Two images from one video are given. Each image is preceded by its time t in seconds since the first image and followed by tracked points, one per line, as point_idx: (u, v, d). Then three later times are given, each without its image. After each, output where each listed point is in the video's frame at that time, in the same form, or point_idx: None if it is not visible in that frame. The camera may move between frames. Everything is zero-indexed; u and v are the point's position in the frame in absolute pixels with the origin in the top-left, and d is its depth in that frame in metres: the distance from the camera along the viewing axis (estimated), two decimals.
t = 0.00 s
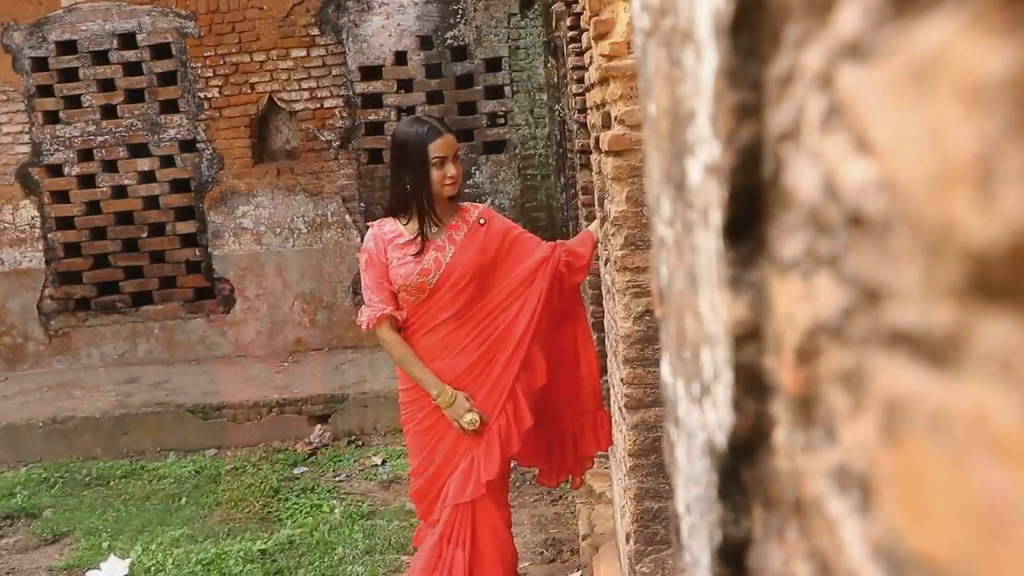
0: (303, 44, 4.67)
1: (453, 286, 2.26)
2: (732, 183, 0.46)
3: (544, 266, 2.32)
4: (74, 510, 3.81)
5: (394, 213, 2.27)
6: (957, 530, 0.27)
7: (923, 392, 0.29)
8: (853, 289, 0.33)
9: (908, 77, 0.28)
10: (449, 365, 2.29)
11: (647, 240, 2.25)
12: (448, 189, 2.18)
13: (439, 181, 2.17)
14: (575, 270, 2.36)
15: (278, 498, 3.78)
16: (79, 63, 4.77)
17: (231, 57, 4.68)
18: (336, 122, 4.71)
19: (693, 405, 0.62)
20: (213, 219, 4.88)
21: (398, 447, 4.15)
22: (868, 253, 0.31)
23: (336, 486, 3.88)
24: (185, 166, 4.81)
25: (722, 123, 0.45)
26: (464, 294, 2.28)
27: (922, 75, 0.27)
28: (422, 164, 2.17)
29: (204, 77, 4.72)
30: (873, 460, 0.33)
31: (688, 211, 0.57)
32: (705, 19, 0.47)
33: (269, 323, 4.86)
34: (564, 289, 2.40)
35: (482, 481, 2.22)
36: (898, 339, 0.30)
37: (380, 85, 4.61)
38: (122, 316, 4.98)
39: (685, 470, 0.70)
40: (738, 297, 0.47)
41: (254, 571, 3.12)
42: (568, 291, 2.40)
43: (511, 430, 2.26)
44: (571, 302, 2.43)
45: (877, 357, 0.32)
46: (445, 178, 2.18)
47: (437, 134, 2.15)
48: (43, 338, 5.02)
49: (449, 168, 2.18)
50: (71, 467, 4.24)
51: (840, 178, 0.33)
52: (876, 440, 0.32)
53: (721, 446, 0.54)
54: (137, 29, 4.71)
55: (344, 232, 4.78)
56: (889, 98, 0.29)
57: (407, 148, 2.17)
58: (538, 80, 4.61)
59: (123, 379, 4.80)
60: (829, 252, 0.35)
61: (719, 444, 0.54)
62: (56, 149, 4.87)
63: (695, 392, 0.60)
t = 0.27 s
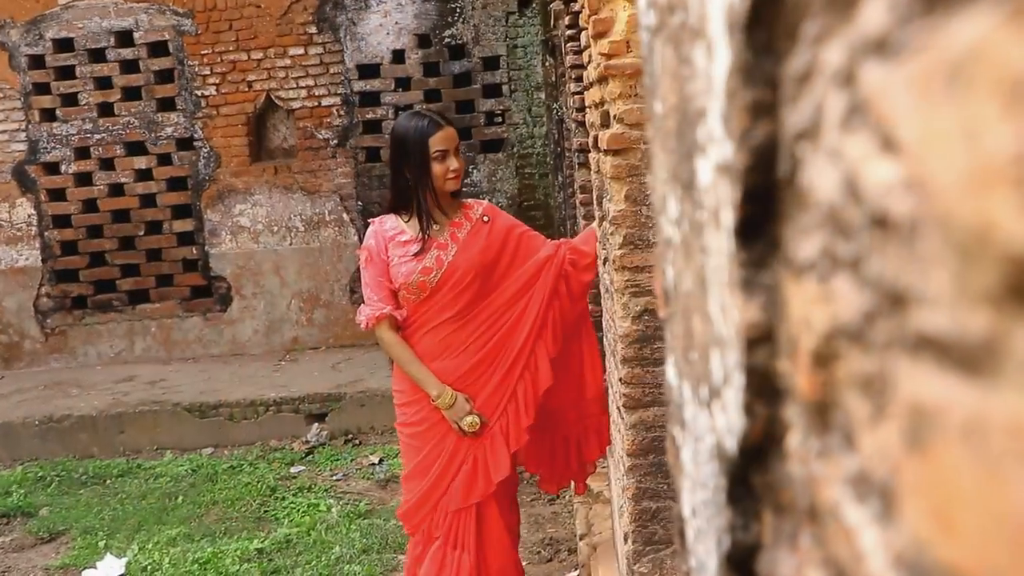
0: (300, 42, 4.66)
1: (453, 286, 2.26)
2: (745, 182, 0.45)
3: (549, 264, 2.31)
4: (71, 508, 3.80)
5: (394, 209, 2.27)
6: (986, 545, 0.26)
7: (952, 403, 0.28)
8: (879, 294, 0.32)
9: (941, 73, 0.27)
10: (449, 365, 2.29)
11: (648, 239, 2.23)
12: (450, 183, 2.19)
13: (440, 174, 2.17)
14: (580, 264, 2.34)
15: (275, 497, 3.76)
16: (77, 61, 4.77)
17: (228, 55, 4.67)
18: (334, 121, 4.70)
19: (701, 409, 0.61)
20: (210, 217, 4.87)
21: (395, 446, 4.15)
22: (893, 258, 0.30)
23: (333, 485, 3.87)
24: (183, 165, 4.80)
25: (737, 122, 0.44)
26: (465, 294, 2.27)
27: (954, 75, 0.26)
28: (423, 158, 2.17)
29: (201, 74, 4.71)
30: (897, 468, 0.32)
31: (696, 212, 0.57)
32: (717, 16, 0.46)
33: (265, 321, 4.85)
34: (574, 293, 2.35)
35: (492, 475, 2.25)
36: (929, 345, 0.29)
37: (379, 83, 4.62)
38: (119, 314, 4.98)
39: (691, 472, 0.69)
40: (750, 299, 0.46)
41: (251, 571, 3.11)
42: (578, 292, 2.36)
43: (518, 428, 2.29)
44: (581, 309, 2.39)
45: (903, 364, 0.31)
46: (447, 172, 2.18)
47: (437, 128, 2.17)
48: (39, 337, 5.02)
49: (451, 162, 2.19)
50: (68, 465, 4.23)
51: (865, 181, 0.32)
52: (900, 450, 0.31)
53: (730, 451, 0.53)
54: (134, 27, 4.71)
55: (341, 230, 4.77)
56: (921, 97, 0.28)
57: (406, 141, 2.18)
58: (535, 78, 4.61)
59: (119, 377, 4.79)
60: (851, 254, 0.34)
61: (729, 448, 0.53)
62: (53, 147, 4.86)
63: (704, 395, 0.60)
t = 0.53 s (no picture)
0: (297, 40, 4.65)
1: (454, 282, 2.25)
2: (757, 182, 0.44)
3: (552, 260, 2.32)
4: (67, 507, 3.78)
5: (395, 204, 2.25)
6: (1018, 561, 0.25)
7: (980, 412, 0.27)
8: (898, 299, 0.31)
9: (977, 69, 0.26)
10: (447, 363, 2.28)
11: (646, 238, 2.23)
12: (450, 177, 2.17)
13: (441, 168, 2.16)
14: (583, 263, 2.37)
15: (271, 496, 3.76)
16: (74, 59, 4.75)
17: (226, 53, 4.66)
18: (331, 119, 4.70)
19: (708, 413, 0.60)
20: (207, 216, 4.86)
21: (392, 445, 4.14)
22: (919, 260, 0.29)
23: (331, 484, 3.86)
24: (180, 163, 4.79)
25: (750, 121, 0.43)
26: (465, 291, 2.27)
27: (988, 72, 0.26)
28: (423, 151, 2.15)
29: (198, 72, 4.69)
30: (919, 475, 0.31)
31: (705, 213, 0.56)
32: (728, 13, 0.45)
33: (263, 320, 4.84)
34: (579, 289, 2.37)
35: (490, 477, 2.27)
36: (958, 349, 0.28)
37: (376, 82, 4.59)
38: (116, 313, 4.97)
39: (696, 476, 0.68)
40: (761, 302, 0.45)
41: (247, 570, 3.10)
42: (583, 290, 2.36)
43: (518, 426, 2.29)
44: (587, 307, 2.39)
45: (927, 370, 0.30)
46: (449, 166, 2.17)
47: (438, 121, 2.15)
48: (36, 335, 5.00)
49: (452, 155, 2.17)
50: (64, 464, 4.22)
51: (887, 185, 0.31)
52: (922, 458, 0.30)
53: (739, 456, 0.52)
54: (131, 24, 4.69)
55: (338, 229, 4.77)
56: (952, 95, 0.27)
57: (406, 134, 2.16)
58: (533, 77, 4.60)
59: (116, 375, 4.78)
60: (872, 256, 0.33)
61: (737, 453, 0.52)
62: (50, 144, 4.84)
63: (711, 399, 0.59)
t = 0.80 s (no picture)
0: (295, 38, 4.64)
1: (453, 281, 2.24)
2: (771, 182, 0.43)
3: (552, 260, 2.32)
4: (63, 506, 3.77)
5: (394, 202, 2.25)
6: None
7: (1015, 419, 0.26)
8: (924, 303, 0.30)
9: (1015, 65, 0.25)
10: (445, 362, 2.27)
11: (646, 237, 2.22)
12: (450, 173, 2.18)
13: (441, 164, 2.16)
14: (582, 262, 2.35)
15: (268, 494, 3.75)
16: (70, 56, 4.73)
17: (223, 51, 4.65)
18: (328, 117, 4.68)
19: (716, 415, 0.60)
20: (204, 214, 4.84)
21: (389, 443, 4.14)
22: (948, 263, 0.29)
23: (328, 482, 3.85)
24: (177, 161, 4.77)
25: (765, 119, 0.42)
26: (465, 290, 2.26)
27: None
28: (423, 148, 2.15)
29: (196, 70, 4.68)
30: (945, 484, 0.30)
31: (714, 212, 0.55)
32: (741, 9, 0.44)
33: (259, 318, 4.83)
34: (580, 289, 2.36)
35: (485, 477, 2.31)
36: (989, 356, 0.27)
37: (373, 80, 4.58)
38: (112, 311, 4.97)
39: (703, 479, 0.67)
40: (774, 304, 0.44)
41: (244, 569, 3.09)
42: (583, 289, 2.36)
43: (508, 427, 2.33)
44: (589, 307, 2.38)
45: (955, 376, 0.29)
46: (448, 162, 2.17)
47: (437, 117, 2.15)
48: (32, 333, 4.99)
49: (452, 151, 2.17)
50: (61, 462, 4.21)
51: (915, 186, 0.30)
52: (950, 466, 0.29)
53: (749, 460, 0.51)
54: (128, 22, 4.68)
55: (335, 227, 4.77)
56: (986, 92, 0.26)
57: (403, 131, 2.16)
58: (531, 76, 4.60)
59: (113, 373, 4.77)
60: (896, 259, 0.32)
61: (747, 457, 0.52)
62: (46, 142, 4.83)
63: (720, 402, 0.58)
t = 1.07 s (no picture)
0: (293, 36, 4.63)
1: (450, 287, 2.21)
2: (790, 182, 0.42)
3: (548, 264, 2.32)
4: (60, 503, 3.76)
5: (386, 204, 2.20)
6: None
7: None
8: (955, 308, 0.30)
9: None
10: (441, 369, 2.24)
11: (646, 237, 2.21)
12: (448, 174, 2.14)
13: (439, 165, 2.12)
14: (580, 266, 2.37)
15: (266, 493, 3.74)
16: (68, 54, 4.72)
17: (221, 49, 4.65)
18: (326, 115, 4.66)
19: (729, 417, 0.59)
20: (202, 212, 4.83)
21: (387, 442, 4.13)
22: (984, 268, 0.28)
23: (325, 481, 3.84)
24: (175, 159, 4.76)
25: (783, 117, 0.41)
26: (462, 295, 2.23)
27: None
28: (420, 149, 2.10)
29: (193, 68, 4.67)
30: (980, 492, 0.29)
31: (727, 213, 0.54)
32: (759, 6, 0.43)
33: (257, 316, 4.83)
34: (574, 290, 2.37)
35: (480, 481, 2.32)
36: None
37: (372, 78, 4.57)
38: (110, 308, 4.95)
39: (713, 482, 0.66)
40: (792, 306, 0.43)
41: (241, 568, 3.08)
42: (578, 292, 2.37)
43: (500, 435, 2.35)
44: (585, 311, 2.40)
45: (992, 383, 0.28)
46: (446, 163, 2.13)
47: (434, 117, 2.11)
48: (30, 330, 4.99)
49: (449, 152, 2.14)
50: (58, 459, 4.20)
51: (948, 189, 0.29)
52: (985, 474, 0.29)
53: (762, 464, 0.50)
54: (126, 20, 4.68)
55: (334, 226, 4.75)
56: None
57: (399, 132, 2.11)
58: (529, 74, 4.58)
59: (110, 371, 4.76)
60: (924, 264, 0.31)
61: (761, 462, 0.51)
62: (44, 140, 4.82)
63: (732, 406, 0.57)
